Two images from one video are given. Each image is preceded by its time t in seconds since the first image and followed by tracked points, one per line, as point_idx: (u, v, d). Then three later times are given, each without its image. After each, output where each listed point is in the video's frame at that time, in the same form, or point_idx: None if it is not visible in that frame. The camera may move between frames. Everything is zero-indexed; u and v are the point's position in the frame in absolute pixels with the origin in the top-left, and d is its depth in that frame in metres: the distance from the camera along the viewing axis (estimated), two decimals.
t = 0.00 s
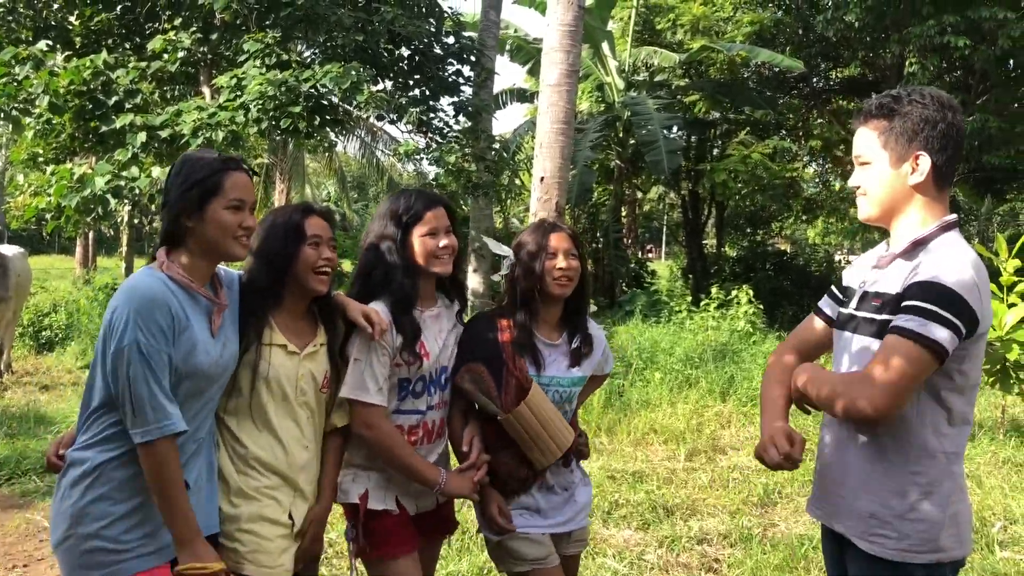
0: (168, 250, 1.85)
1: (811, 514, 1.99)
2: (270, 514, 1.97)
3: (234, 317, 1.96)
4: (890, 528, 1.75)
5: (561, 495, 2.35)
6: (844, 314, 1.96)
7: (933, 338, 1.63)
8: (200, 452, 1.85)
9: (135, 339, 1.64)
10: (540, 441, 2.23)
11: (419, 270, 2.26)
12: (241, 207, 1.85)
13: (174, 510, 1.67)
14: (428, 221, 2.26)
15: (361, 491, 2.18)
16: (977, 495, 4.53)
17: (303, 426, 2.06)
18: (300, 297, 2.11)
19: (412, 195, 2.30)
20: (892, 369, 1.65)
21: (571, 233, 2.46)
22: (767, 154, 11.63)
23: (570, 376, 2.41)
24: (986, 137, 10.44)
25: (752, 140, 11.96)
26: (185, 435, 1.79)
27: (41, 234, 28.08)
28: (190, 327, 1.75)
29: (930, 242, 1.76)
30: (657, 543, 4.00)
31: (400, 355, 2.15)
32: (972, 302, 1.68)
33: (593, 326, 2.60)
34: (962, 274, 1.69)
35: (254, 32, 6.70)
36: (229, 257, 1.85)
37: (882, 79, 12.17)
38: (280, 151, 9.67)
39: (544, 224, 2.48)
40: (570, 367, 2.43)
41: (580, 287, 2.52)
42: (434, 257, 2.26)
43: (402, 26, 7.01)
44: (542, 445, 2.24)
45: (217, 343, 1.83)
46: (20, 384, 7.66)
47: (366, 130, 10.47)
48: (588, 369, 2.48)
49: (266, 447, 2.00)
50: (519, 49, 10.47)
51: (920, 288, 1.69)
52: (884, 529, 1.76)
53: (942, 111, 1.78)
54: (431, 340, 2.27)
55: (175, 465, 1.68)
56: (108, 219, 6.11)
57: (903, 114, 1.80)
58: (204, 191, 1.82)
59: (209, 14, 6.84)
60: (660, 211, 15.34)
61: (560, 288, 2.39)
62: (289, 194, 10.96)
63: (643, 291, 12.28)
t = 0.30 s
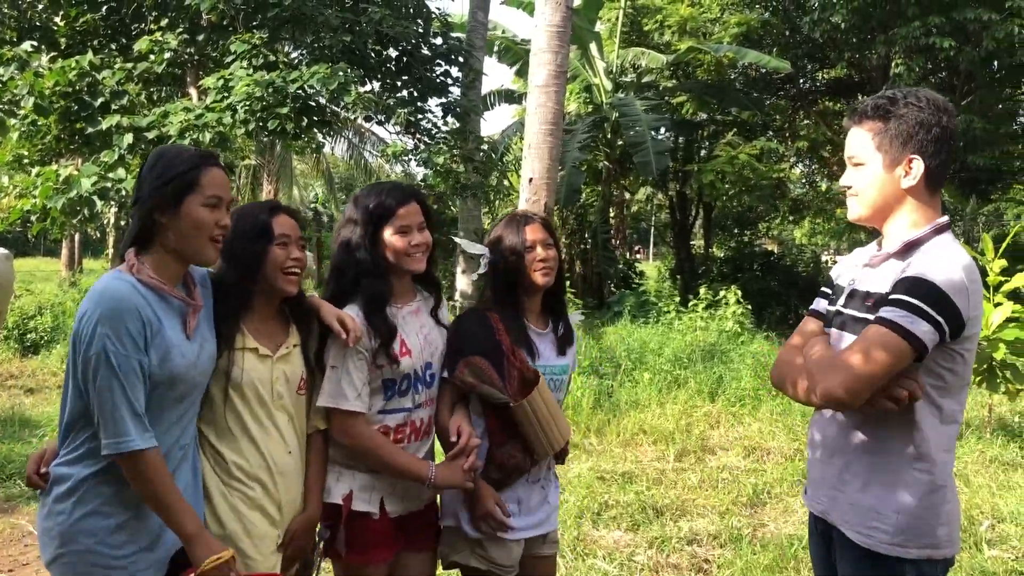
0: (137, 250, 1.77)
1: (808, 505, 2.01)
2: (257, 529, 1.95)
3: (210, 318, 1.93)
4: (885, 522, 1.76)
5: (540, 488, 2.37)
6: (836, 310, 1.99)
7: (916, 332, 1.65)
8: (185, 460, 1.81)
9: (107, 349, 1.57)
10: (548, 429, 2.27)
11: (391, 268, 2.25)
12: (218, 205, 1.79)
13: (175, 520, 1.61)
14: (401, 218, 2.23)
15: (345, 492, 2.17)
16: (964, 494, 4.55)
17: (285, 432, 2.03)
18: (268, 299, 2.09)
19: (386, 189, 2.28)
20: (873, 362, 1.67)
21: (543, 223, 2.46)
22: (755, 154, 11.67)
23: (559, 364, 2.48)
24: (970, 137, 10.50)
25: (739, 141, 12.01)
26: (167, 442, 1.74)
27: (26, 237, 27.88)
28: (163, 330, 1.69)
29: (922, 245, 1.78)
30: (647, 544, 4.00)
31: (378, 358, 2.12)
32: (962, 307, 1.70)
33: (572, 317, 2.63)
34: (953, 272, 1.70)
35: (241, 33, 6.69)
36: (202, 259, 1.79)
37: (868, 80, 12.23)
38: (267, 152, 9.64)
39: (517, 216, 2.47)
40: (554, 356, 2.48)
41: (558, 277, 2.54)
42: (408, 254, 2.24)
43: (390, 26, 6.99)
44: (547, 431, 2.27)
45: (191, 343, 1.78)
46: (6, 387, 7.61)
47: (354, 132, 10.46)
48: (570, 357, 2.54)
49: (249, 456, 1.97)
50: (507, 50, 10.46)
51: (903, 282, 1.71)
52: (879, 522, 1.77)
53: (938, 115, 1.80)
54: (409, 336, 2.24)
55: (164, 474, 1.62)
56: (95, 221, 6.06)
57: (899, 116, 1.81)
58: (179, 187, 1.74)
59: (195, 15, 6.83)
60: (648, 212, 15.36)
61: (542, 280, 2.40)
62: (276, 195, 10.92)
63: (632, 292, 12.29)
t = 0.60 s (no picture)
0: (98, 238, 1.72)
1: (804, 504, 2.02)
2: (246, 527, 1.92)
3: (180, 302, 1.88)
4: (884, 522, 1.76)
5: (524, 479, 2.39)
6: (830, 305, 2.00)
7: (917, 333, 1.65)
8: (174, 454, 1.82)
9: (73, 349, 1.55)
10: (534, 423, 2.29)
11: (377, 263, 2.25)
12: (183, 188, 1.74)
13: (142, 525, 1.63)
14: (391, 215, 2.24)
15: (332, 489, 2.17)
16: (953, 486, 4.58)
17: (271, 427, 2.01)
18: (235, 294, 2.05)
19: (376, 185, 2.27)
20: (868, 355, 1.69)
21: (522, 221, 2.46)
22: (745, 149, 11.68)
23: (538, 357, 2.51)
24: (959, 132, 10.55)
25: (729, 136, 12.03)
26: (153, 433, 1.73)
27: (14, 232, 27.72)
28: (135, 322, 1.67)
29: (920, 237, 1.78)
30: (639, 537, 4.01)
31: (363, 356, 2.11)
32: (965, 302, 1.70)
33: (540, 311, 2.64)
34: (948, 268, 1.70)
35: (230, 26, 6.66)
36: (166, 244, 1.73)
37: (858, 74, 12.26)
38: (257, 146, 9.59)
39: (496, 213, 2.47)
40: (533, 350, 2.50)
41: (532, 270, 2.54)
42: (393, 252, 2.23)
43: (379, 19, 6.96)
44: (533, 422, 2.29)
45: (168, 329, 1.75)
46: None
47: (344, 126, 10.44)
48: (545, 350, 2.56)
49: (236, 454, 1.95)
50: (497, 44, 10.44)
51: (903, 282, 1.71)
52: (877, 522, 1.77)
53: (930, 107, 1.79)
54: (394, 332, 2.23)
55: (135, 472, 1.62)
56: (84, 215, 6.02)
57: (891, 110, 1.80)
58: (138, 170, 1.68)
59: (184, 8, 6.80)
60: (639, 206, 15.37)
61: (518, 277, 2.41)
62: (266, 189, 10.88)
63: (622, 286, 12.31)
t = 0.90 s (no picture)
0: (79, 229, 1.70)
1: (800, 495, 2.03)
2: (237, 521, 1.92)
3: (169, 295, 1.86)
4: (880, 513, 1.76)
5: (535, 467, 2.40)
6: (823, 297, 2.01)
7: (915, 324, 1.65)
8: (163, 446, 1.81)
9: (46, 349, 1.53)
10: (537, 408, 2.27)
11: (375, 254, 2.24)
12: (159, 170, 1.71)
13: (75, 533, 1.56)
14: (389, 205, 2.23)
15: (331, 481, 2.16)
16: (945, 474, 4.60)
17: (262, 417, 2.00)
18: (221, 286, 2.02)
19: (374, 175, 2.26)
20: (863, 341, 1.72)
21: (523, 210, 2.44)
22: (737, 138, 11.69)
23: (552, 346, 2.47)
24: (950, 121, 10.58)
25: (722, 125, 12.03)
26: (135, 425, 1.71)
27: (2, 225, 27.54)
28: (116, 316, 1.63)
29: (919, 224, 1.77)
30: (633, 526, 4.02)
31: (359, 345, 2.12)
32: (961, 290, 1.69)
33: (553, 296, 2.60)
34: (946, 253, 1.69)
35: (221, 16, 6.62)
36: (149, 228, 1.72)
37: (850, 63, 12.26)
38: (248, 137, 9.56)
39: (496, 203, 2.45)
40: (545, 337, 2.46)
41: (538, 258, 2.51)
42: (392, 243, 2.23)
43: (370, 9, 6.93)
44: (540, 412, 2.28)
45: (154, 319, 1.74)
46: None
47: (335, 116, 10.40)
48: (562, 337, 2.51)
49: (228, 445, 1.94)
50: (488, 34, 10.41)
51: (899, 270, 1.72)
52: (874, 514, 1.77)
53: (933, 94, 1.79)
54: (392, 322, 2.22)
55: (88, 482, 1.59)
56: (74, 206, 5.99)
57: (893, 98, 1.79)
58: (111, 156, 1.65)
59: None
60: (631, 197, 15.37)
61: (522, 267, 2.39)
62: (257, 181, 10.85)
63: (615, 277, 12.32)
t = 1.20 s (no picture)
0: (77, 226, 1.68)
1: (795, 490, 2.04)
2: (234, 518, 1.90)
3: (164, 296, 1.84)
4: (875, 507, 1.78)
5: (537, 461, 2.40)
6: (817, 292, 2.01)
7: (910, 322, 1.65)
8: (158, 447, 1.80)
9: (54, 350, 1.51)
10: (534, 401, 2.25)
11: (377, 246, 2.25)
12: (150, 165, 1.71)
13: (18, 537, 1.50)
14: (390, 196, 2.24)
15: (333, 474, 2.17)
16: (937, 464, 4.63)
17: (264, 412, 1.99)
18: (227, 275, 2.04)
19: (374, 166, 2.27)
20: (856, 333, 1.73)
21: (526, 203, 2.46)
22: (728, 130, 11.71)
23: (557, 339, 2.44)
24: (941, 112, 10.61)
25: (713, 118, 12.05)
26: (131, 426, 1.70)
27: None
28: (120, 316, 1.63)
29: (914, 217, 1.78)
30: (627, 518, 4.03)
31: (357, 334, 2.12)
32: (956, 282, 1.69)
33: (564, 293, 2.59)
34: (940, 241, 1.71)
35: (210, 10, 6.59)
36: (145, 224, 1.72)
37: (840, 55, 12.28)
38: (239, 131, 9.53)
39: (501, 196, 2.47)
40: (549, 330, 2.44)
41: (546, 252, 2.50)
42: (392, 235, 2.24)
43: (360, 3, 6.90)
44: (538, 406, 2.26)
45: (154, 320, 1.74)
46: None
47: (326, 110, 10.37)
48: (569, 331, 2.49)
49: (227, 441, 1.92)
50: (479, 27, 10.39)
51: (889, 265, 1.72)
52: (869, 507, 1.79)
53: (927, 86, 1.79)
54: (389, 312, 2.23)
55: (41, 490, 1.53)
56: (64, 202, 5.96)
57: (888, 92, 1.79)
58: (102, 152, 1.64)
59: None
60: (623, 189, 15.37)
61: (513, 262, 2.38)
62: (248, 175, 10.81)
63: (607, 270, 12.33)
